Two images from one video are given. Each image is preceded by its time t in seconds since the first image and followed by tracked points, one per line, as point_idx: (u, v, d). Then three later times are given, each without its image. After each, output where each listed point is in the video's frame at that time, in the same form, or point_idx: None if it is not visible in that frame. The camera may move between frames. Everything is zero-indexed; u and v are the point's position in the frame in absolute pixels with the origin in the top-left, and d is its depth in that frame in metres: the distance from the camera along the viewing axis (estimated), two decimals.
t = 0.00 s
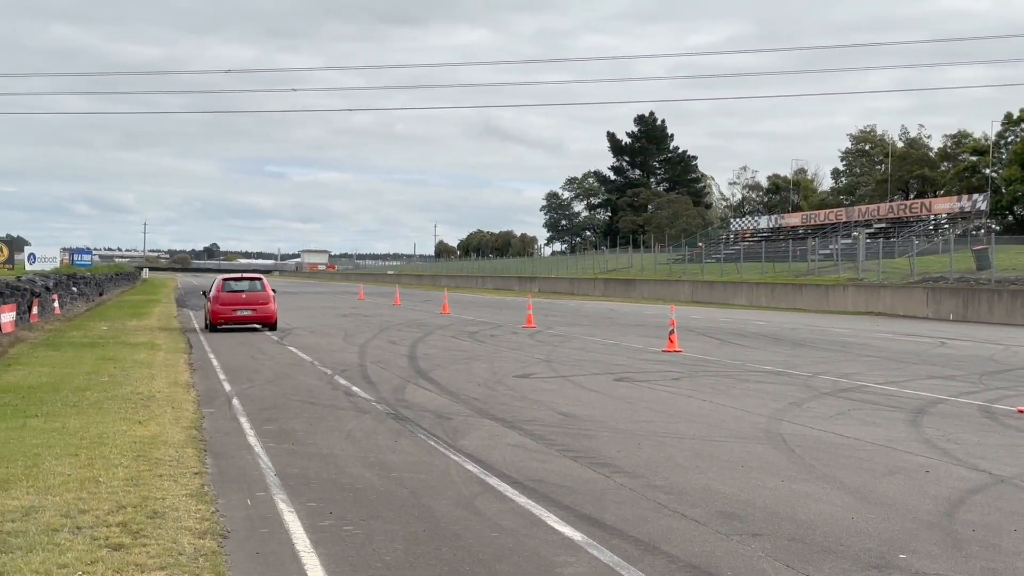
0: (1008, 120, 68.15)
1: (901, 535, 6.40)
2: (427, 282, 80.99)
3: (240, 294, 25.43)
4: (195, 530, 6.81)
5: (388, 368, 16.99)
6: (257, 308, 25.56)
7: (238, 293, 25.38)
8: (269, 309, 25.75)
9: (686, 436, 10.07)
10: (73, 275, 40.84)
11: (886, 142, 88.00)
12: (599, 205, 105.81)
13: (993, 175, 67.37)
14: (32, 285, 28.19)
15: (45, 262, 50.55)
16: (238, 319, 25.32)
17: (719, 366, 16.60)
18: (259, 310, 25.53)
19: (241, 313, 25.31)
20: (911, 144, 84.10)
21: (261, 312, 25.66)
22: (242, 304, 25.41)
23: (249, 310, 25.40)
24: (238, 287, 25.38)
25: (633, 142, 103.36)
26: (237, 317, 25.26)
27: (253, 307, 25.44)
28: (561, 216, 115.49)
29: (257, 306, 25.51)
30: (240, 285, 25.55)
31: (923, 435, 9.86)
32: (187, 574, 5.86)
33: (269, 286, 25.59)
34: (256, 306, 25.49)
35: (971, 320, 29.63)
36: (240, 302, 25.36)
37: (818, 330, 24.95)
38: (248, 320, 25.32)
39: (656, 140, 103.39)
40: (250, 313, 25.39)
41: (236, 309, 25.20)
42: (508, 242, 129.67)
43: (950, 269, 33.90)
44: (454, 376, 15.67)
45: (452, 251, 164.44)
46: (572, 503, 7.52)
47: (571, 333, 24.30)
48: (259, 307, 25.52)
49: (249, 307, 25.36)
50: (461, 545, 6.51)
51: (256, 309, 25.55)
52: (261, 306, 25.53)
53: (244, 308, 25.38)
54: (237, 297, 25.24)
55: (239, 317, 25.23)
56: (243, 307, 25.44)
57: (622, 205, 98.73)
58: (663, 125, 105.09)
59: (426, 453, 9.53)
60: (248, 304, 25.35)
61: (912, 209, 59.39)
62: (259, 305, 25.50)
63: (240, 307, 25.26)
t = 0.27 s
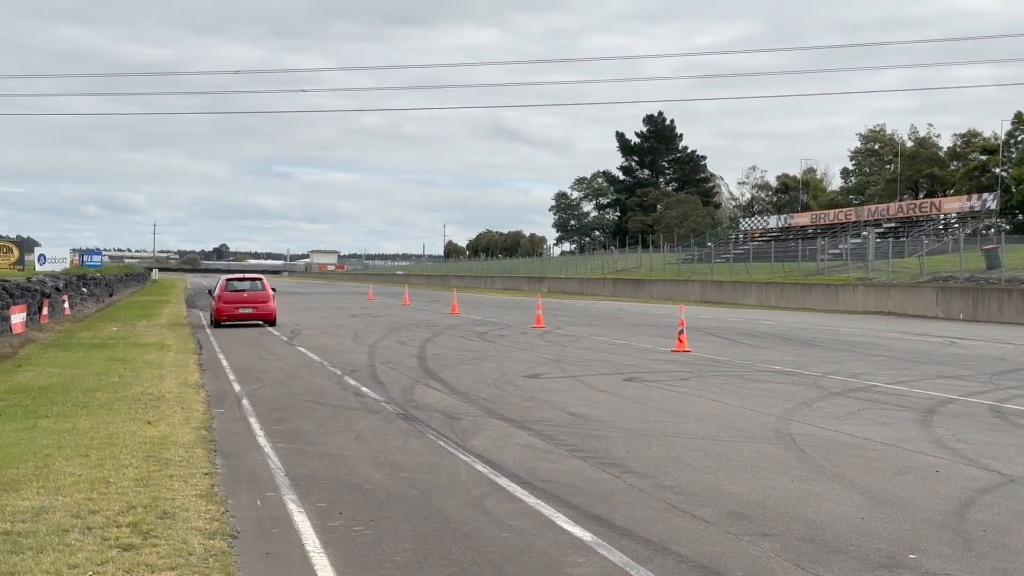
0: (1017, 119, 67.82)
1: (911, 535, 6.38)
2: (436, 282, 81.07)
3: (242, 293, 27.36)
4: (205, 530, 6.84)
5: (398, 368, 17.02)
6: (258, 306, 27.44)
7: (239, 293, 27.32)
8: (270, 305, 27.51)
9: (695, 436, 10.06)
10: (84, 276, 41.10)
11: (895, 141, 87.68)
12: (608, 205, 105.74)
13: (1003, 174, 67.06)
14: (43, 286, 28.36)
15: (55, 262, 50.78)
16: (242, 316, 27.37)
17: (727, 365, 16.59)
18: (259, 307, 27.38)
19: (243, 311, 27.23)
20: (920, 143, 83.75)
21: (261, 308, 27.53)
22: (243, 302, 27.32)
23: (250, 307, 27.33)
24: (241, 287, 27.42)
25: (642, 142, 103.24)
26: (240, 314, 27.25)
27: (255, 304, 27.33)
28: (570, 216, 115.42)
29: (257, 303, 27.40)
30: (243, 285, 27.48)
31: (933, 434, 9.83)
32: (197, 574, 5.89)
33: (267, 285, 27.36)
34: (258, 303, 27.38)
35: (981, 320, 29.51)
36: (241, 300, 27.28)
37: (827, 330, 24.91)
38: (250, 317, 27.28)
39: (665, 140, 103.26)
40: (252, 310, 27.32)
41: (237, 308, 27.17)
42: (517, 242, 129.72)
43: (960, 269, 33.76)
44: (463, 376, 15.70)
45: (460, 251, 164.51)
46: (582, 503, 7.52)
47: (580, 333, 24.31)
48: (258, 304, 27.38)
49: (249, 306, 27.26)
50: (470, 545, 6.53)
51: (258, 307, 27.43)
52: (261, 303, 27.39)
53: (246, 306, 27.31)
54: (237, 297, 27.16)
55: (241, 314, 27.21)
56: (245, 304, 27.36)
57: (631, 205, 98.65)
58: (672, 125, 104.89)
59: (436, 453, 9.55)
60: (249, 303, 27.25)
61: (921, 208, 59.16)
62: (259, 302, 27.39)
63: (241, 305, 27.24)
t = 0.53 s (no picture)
0: None
1: (918, 535, 6.36)
2: (442, 282, 81.09)
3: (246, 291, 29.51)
4: (212, 530, 6.87)
5: (404, 368, 17.04)
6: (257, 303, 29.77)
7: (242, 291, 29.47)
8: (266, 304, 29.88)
9: (702, 436, 10.05)
10: (91, 277, 41.27)
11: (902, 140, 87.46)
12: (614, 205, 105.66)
13: (1009, 173, 66.85)
14: (50, 286, 28.46)
15: (62, 263, 50.93)
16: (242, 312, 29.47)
17: (734, 365, 16.56)
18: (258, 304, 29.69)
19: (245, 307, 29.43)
20: (927, 142, 83.53)
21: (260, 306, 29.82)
22: (245, 300, 29.52)
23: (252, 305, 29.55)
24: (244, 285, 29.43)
25: (648, 141, 103.12)
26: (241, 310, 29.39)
27: (255, 301, 29.59)
28: (576, 216, 115.36)
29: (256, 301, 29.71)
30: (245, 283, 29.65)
31: (939, 434, 9.81)
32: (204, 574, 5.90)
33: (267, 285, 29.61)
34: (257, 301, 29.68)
35: (988, 320, 29.42)
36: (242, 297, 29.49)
37: (834, 329, 24.86)
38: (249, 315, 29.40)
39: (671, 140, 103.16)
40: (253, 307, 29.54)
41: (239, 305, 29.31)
42: (523, 242, 129.72)
43: (967, 268, 33.66)
44: (469, 376, 15.69)
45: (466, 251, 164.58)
46: (588, 503, 7.52)
47: (586, 332, 24.30)
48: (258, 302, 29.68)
49: (251, 302, 29.50)
50: (477, 545, 6.53)
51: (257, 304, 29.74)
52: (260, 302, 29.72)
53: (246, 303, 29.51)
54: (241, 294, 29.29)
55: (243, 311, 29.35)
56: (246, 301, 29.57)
57: (637, 205, 98.56)
58: (678, 125, 104.74)
59: (442, 453, 9.56)
60: (251, 301, 29.48)
61: (928, 207, 58.99)
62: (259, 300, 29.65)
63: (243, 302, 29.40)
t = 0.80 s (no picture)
0: None
1: (922, 534, 6.36)
2: (446, 281, 81.08)
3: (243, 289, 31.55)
4: (215, 530, 6.87)
5: (407, 368, 17.03)
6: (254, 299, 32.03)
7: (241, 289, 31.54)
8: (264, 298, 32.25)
9: (705, 435, 10.04)
10: (95, 277, 41.34)
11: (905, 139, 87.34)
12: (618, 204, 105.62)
13: (1013, 172, 66.78)
14: (53, 285, 28.49)
15: (65, 263, 51.00)
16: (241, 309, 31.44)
17: (737, 364, 16.54)
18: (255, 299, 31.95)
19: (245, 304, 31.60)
20: (930, 141, 83.42)
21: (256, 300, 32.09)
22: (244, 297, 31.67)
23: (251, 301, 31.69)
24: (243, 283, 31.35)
25: (652, 141, 103.00)
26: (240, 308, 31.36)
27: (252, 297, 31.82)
28: (579, 216, 115.30)
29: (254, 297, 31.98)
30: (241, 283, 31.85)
31: (943, 433, 9.79)
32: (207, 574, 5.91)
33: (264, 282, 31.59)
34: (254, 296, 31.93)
35: (991, 319, 29.39)
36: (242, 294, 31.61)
37: (837, 328, 24.82)
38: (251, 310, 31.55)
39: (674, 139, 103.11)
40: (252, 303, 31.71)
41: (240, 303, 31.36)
42: (526, 242, 129.70)
43: (970, 267, 33.62)
44: (472, 376, 15.69)
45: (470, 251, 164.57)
46: (592, 503, 7.51)
47: (589, 332, 24.30)
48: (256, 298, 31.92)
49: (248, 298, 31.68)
50: (481, 545, 6.53)
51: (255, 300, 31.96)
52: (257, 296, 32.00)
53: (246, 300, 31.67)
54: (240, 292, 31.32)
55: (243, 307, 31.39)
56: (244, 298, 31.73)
57: (640, 204, 98.50)
58: (682, 124, 104.64)
59: (446, 453, 9.56)
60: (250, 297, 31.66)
61: (932, 206, 58.91)
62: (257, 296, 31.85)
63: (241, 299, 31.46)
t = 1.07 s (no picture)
0: None
1: (922, 532, 6.36)
2: (447, 281, 81.05)
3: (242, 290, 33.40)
4: (215, 531, 6.87)
5: (407, 367, 17.03)
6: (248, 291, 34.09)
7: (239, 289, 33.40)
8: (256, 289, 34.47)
9: (705, 435, 10.04)
10: (95, 278, 41.35)
11: (905, 138, 87.34)
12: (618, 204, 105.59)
13: (1013, 171, 66.77)
14: (52, 285, 28.48)
15: (65, 263, 50.99)
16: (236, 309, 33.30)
17: (737, 363, 16.53)
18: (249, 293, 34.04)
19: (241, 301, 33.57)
20: (930, 140, 83.40)
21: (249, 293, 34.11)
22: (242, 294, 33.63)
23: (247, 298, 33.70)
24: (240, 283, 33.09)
25: (652, 140, 102.98)
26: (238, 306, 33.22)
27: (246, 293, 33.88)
28: (579, 215, 115.28)
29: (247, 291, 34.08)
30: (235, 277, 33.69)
31: (943, 432, 9.79)
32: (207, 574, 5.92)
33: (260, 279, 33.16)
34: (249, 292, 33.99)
35: (992, 317, 29.39)
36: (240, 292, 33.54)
37: (838, 327, 24.80)
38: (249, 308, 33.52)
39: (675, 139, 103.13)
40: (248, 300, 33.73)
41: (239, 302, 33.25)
42: (526, 241, 129.68)
43: (971, 266, 33.61)
44: (472, 375, 15.68)
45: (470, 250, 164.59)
46: (592, 502, 7.51)
47: (590, 331, 24.30)
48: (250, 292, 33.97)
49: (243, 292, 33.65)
50: (481, 545, 6.53)
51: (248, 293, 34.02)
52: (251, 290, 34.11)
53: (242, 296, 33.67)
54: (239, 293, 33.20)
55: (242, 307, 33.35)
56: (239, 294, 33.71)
57: (640, 204, 98.49)
58: (682, 123, 104.62)
59: (446, 453, 9.56)
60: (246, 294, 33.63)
61: (932, 205, 58.89)
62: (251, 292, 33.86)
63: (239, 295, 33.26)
